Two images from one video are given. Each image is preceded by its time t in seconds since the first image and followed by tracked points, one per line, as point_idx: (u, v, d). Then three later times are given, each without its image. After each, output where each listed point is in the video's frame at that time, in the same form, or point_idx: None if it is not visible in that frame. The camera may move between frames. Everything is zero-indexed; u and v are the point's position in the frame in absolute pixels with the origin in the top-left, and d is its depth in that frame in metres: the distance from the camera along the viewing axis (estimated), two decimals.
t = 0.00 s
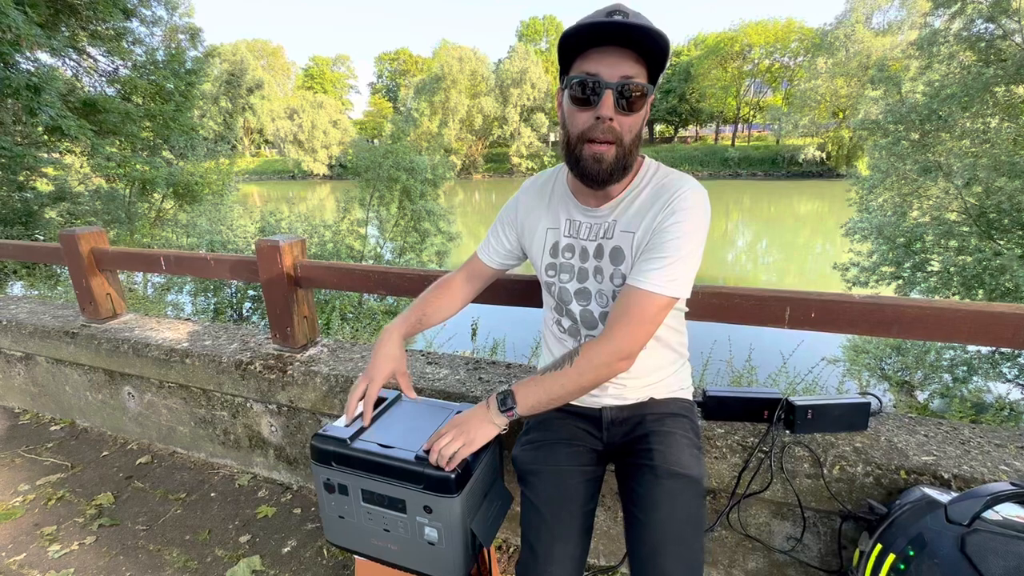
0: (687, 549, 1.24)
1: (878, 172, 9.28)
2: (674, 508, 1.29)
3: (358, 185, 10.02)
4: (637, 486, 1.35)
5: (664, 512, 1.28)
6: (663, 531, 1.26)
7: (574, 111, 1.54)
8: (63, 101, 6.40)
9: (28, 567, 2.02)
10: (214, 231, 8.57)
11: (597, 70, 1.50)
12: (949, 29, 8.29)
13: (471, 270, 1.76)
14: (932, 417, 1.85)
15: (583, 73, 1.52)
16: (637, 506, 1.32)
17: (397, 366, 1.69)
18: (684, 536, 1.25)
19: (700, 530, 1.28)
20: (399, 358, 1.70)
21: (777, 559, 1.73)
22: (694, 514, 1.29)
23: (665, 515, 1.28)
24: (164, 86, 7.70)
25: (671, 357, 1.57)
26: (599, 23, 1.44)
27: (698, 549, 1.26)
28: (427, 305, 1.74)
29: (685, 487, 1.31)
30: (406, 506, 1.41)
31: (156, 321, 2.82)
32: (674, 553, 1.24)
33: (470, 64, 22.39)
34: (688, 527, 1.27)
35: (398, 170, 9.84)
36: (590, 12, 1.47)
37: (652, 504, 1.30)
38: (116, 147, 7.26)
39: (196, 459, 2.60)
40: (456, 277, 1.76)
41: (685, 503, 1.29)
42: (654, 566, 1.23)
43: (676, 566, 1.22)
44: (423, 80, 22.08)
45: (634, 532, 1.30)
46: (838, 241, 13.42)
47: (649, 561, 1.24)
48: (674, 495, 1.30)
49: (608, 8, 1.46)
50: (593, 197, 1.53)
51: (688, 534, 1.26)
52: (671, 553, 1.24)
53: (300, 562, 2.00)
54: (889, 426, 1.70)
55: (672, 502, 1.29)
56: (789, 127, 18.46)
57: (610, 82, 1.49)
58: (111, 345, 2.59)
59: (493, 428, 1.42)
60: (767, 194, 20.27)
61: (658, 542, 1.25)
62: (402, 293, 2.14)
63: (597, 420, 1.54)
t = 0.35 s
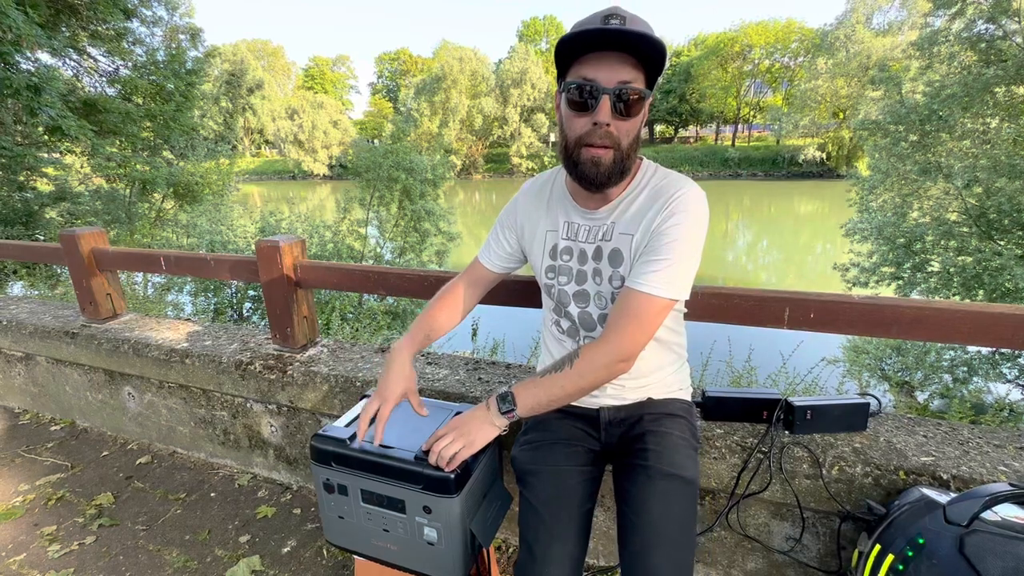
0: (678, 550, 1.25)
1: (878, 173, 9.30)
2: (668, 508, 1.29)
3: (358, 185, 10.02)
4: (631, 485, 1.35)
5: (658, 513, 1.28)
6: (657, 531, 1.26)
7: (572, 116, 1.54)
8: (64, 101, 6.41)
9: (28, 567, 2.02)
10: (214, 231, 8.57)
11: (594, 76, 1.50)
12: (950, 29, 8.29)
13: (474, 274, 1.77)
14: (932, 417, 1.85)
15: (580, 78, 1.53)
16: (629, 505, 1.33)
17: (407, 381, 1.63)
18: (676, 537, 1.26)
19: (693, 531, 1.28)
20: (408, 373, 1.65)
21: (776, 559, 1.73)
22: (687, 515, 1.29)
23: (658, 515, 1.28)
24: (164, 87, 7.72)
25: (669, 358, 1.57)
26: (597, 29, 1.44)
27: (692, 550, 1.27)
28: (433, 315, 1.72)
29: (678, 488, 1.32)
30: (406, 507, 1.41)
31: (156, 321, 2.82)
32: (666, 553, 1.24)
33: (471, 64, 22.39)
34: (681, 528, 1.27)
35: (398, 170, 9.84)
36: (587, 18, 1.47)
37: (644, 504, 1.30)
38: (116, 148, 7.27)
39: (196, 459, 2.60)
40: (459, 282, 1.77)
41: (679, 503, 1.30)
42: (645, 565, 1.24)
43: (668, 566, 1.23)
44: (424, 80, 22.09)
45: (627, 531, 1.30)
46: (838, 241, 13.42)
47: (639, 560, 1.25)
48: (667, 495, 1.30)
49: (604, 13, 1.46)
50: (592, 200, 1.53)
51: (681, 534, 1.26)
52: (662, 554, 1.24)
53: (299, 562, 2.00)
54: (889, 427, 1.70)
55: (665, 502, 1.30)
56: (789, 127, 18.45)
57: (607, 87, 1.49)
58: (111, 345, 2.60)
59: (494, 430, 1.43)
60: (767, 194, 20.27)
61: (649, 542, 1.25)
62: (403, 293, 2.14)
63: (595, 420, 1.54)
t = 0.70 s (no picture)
0: (697, 552, 1.24)
1: (878, 174, 9.31)
2: (682, 509, 1.29)
3: (358, 185, 10.03)
4: (644, 488, 1.35)
5: (673, 513, 1.29)
6: (673, 531, 1.26)
7: (561, 123, 1.55)
8: (65, 100, 6.42)
9: (29, 566, 2.03)
10: (214, 231, 8.56)
11: (579, 83, 1.51)
12: (950, 30, 8.30)
13: (481, 280, 1.78)
14: (932, 418, 1.85)
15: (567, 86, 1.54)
16: (645, 507, 1.33)
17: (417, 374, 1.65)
18: (692, 538, 1.26)
19: (710, 531, 1.29)
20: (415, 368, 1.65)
21: (776, 559, 1.73)
22: (702, 517, 1.29)
23: (675, 517, 1.28)
24: (165, 87, 7.73)
25: (671, 358, 1.57)
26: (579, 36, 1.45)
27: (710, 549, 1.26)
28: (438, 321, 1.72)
29: (692, 489, 1.32)
30: (406, 506, 1.42)
31: (157, 321, 2.82)
32: (684, 553, 1.24)
33: (471, 64, 22.39)
34: (699, 527, 1.27)
35: (398, 170, 9.84)
36: (571, 26, 1.48)
37: (660, 505, 1.31)
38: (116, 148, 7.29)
39: (196, 459, 2.61)
40: (466, 286, 1.78)
41: (693, 504, 1.30)
42: (665, 566, 1.23)
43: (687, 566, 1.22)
44: (424, 80, 22.09)
45: (643, 533, 1.30)
46: (838, 242, 13.42)
47: (660, 562, 1.24)
48: (681, 497, 1.31)
49: (587, 20, 1.46)
50: (593, 203, 1.53)
51: (699, 535, 1.26)
52: (683, 555, 1.24)
53: (300, 562, 2.00)
54: (888, 427, 1.70)
55: (679, 503, 1.30)
56: (789, 127, 18.44)
57: (592, 92, 1.50)
58: (111, 345, 2.60)
59: (507, 427, 1.43)
60: (767, 194, 20.27)
61: (670, 543, 1.25)
62: (404, 293, 2.14)
63: (598, 421, 1.54)
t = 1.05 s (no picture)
0: (691, 551, 1.25)
1: (879, 174, 9.31)
2: (679, 509, 1.29)
3: (359, 185, 10.03)
4: (640, 487, 1.36)
5: (668, 513, 1.29)
6: (668, 531, 1.27)
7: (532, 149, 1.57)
8: (65, 100, 6.42)
9: (29, 565, 2.03)
10: (215, 230, 8.55)
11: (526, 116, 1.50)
12: (951, 30, 8.30)
13: (483, 275, 1.77)
14: (932, 419, 1.85)
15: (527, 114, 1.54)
16: (641, 507, 1.33)
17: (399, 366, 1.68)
18: (687, 538, 1.26)
19: (705, 531, 1.29)
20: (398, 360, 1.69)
21: (776, 560, 1.73)
22: (697, 516, 1.30)
23: (670, 518, 1.28)
24: (165, 87, 7.73)
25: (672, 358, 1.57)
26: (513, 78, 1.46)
27: (705, 549, 1.27)
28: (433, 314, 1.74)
29: (688, 488, 1.32)
30: (406, 506, 1.42)
31: (157, 321, 2.83)
32: (680, 554, 1.24)
33: (472, 64, 22.40)
34: (694, 528, 1.28)
35: (398, 170, 9.83)
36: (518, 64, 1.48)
37: (655, 505, 1.31)
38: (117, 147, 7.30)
39: (196, 459, 2.61)
40: (467, 280, 1.78)
41: (689, 504, 1.30)
42: (660, 566, 1.24)
43: (682, 566, 1.23)
44: (425, 80, 22.09)
45: (638, 532, 1.30)
46: (838, 242, 13.42)
47: (654, 561, 1.25)
48: (678, 496, 1.31)
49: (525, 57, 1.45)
50: (597, 206, 1.53)
51: (694, 535, 1.27)
52: (678, 555, 1.24)
53: (299, 562, 2.00)
54: (887, 427, 1.71)
55: (675, 503, 1.30)
56: (789, 127, 18.43)
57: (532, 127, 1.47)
58: (111, 344, 2.60)
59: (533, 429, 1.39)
60: (768, 194, 20.27)
61: (666, 544, 1.25)
62: (405, 293, 2.14)
63: (598, 421, 1.53)
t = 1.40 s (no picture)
0: (684, 551, 1.25)
1: (879, 175, 9.30)
2: (672, 509, 1.29)
3: (359, 185, 10.03)
4: (635, 485, 1.36)
5: (661, 512, 1.29)
6: (659, 531, 1.27)
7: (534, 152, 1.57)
8: (65, 100, 6.41)
9: (30, 565, 2.03)
10: (216, 229, 8.47)
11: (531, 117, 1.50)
12: (952, 30, 8.31)
13: (488, 277, 1.77)
14: (933, 419, 1.85)
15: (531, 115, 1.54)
16: (635, 506, 1.33)
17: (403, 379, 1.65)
18: (680, 537, 1.26)
19: (698, 531, 1.29)
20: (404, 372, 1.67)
21: (777, 560, 1.73)
22: (691, 516, 1.29)
23: (663, 517, 1.28)
24: (166, 86, 7.72)
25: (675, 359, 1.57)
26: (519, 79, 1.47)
27: (697, 549, 1.27)
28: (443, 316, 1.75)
29: (684, 488, 1.32)
30: (407, 506, 1.42)
31: (158, 320, 2.82)
32: (670, 553, 1.24)
33: (472, 64, 22.39)
34: (687, 528, 1.27)
35: (399, 170, 9.83)
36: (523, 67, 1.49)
37: (649, 504, 1.31)
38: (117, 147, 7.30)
39: (196, 458, 2.61)
40: (474, 284, 1.79)
41: (684, 504, 1.30)
42: (651, 565, 1.24)
43: (671, 566, 1.23)
44: (425, 79, 22.10)
45: (631, 531, 1.30)
46: (838, 242, 13.42)
47: (644, 559, 1.25)
48: (672, 496, 1.30)
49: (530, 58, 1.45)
50: (598, 207, 1.52)
51: (686, 535, 1.26)
52: (669, 554, 1.24)
53: (300, 562, 2.00)
54: (890, 428, 1.70)
55: (669, 502, 1.30)
56: (790, 127, 18.42)
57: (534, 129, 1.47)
58: (111, 344, 2.60)
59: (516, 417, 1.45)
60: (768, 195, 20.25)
61: (657, 543, 1.25)
62: (406, 293, 2.13)
63: (598, 420, 1.54)
